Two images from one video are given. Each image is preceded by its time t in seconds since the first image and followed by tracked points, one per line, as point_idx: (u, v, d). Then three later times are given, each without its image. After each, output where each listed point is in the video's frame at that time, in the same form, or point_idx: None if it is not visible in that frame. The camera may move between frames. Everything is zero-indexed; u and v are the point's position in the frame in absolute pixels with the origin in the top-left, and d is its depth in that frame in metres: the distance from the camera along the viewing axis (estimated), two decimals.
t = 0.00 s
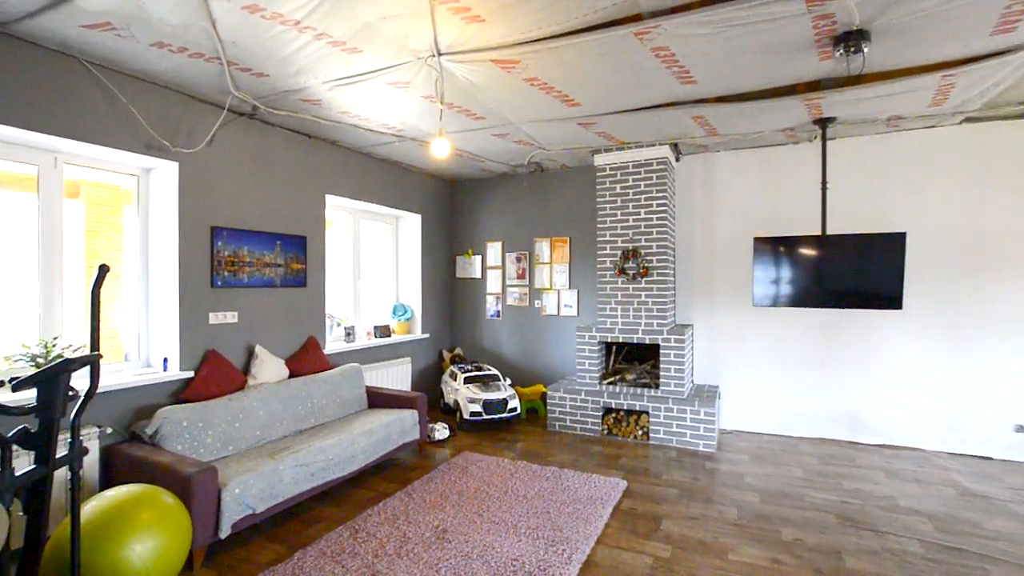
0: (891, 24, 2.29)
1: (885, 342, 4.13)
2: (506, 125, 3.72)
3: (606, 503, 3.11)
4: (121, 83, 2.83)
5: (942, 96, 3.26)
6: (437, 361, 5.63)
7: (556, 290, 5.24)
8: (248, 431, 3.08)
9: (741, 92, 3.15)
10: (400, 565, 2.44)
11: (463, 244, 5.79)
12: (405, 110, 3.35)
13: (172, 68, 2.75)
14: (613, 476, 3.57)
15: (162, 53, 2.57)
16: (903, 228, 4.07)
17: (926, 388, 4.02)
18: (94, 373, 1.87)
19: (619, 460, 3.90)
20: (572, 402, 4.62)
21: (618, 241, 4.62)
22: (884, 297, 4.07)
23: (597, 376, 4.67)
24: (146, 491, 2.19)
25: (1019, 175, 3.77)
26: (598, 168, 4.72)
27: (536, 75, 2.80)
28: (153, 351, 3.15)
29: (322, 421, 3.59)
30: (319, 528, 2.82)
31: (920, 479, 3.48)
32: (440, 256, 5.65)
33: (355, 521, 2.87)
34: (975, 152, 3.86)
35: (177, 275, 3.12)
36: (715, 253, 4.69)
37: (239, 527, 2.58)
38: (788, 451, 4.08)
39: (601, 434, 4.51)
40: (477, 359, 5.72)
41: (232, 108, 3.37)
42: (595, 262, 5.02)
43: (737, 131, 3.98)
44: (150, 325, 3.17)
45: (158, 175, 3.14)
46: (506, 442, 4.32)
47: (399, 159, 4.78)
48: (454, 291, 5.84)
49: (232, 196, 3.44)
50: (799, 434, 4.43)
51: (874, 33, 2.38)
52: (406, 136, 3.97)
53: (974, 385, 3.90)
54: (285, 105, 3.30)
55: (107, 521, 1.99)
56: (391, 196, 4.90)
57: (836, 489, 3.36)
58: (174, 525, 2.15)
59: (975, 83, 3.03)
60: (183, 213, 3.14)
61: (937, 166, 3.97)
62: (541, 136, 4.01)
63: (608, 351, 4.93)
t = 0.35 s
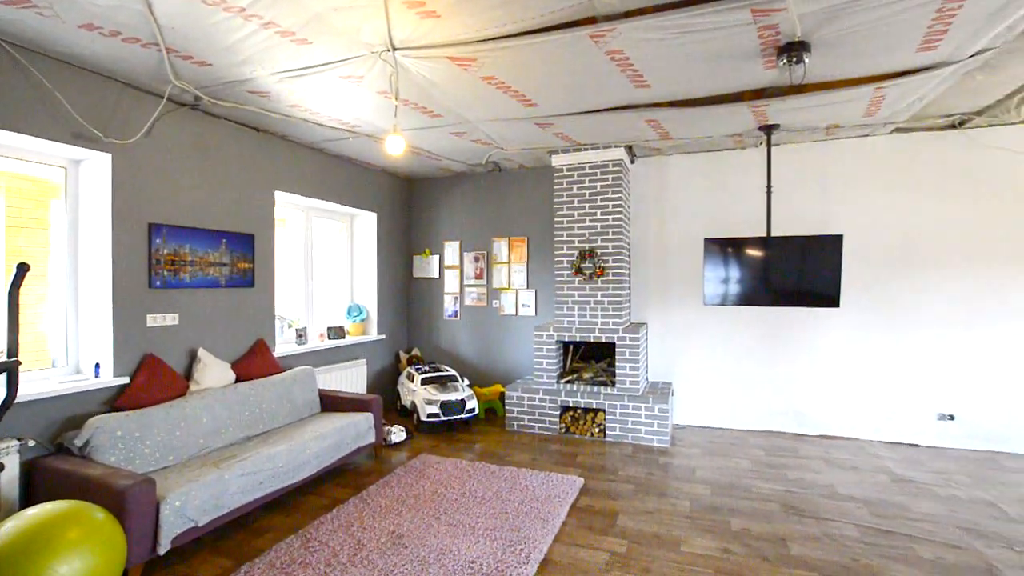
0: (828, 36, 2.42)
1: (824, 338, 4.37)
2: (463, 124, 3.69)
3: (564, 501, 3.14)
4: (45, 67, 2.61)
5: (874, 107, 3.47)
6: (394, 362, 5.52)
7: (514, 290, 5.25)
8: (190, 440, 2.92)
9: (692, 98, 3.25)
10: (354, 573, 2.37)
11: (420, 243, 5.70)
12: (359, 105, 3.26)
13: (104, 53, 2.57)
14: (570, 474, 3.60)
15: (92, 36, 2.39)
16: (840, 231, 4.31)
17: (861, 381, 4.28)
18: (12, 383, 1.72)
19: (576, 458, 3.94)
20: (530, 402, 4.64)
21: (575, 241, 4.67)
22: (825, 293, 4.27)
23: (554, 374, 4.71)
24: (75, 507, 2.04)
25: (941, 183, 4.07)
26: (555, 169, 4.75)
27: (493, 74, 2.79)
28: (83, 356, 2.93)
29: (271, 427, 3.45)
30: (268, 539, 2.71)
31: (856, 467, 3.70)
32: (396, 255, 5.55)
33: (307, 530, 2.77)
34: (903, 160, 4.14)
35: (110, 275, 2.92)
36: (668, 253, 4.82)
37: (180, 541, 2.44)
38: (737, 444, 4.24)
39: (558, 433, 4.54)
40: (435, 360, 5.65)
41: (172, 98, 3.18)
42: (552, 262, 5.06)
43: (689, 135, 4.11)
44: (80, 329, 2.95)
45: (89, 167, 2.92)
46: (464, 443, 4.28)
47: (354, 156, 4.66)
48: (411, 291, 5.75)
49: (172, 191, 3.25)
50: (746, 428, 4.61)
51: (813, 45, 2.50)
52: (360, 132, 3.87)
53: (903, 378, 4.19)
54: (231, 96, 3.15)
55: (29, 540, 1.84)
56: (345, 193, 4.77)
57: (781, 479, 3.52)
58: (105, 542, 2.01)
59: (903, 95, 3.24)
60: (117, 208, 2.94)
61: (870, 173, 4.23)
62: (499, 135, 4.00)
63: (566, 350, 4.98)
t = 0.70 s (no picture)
0: (780, 45, 2.52)
1: (776, 334, 4.55)
2: (425, 121, 3.64)
3: (528, 500, 3.15)
4: None
5: (822, 114, 3.64)
6: (354, 363, 5.40)
7: (477, 289, 5.23)
8: (135, 449, 2.76)
9: (652, 101, 3.31)
10: None
11: (381, 242, 5.60)
12: (317, 100, 3.17)
13: (37, 36, 2.40)
14: (534, 472, 3.62)
15: (21, 17, 2.22)
16: (791, 231, 4.50)
17: (810, 375, 4.48)
18: None
19: (540, 457, 3.96)
20: (494, 401, 4.62)
21: (538, 240, 4.69)
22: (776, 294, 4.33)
23: (518, 373, 4.72)
24: (5, 524, 1.89)
25: (882, 188, 4.31)
26: (519, 168, 4.76)
27: (456, 72, 2.77)
28: (14, 361, 2.73)
29: (224, 433, 3.30)
30: (221, 550, 2.59)
31: (806, 457, 3.87)
32: (357, 254, 5.43)
33: (262, 539, 2.67)
34: (848, 165, 4.36)
35: (45, 274, 2.73)
36: (630, 253, 4.90)
37: (124, 556, 2.31)
38: (695, 438, 4.36)
39: (522, 432, 4.55)
40: (397, 360, 5.56)
41: (114, 86, 3.00)
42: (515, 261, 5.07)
43: (649, 137, 4.19)
44: (10, 333, 2.75)
45: (20, 159, 2.72)
46: (427, 444, 4.23)
47: (312, 152, 4.53)
48: (372, 291, 5.63)
49: (114, 186, 3.07)
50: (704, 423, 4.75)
51: (766, 52, 2.59)
52: (319, 128, 3.76)
53: (849, 372, 4.41)
54: (179, 86, 3.00)
55: None
56: (303, 190, 4.63)
57: (736, 471, 3.65)
58: (37, 563, 1.86)
59: (848, 103, 3.41)
60: (52, 203, 2.75)
61: (818, 176, 4.43)
62: (462, 134, 3.98)
63: (529, 349, 4.99)
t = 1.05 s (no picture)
0: (739, 50, 2.59)
1: (736, 331, 4.69)
2: (390, 117, 3.58)
3: (496, 499, 3.14)
4: None
5: (778, 119, 3.77)
6: (317, 365, 5.27)
7: (444, 288, 5.19)
8: (81, 458, 2.61)
9: (617, 102, 3.36)
10: None
11: (345, 240, 5.48)
12: (277, 93, 3.07)
13: None
14: (502, 471, 3.62)
15: None
16: (749, 232, 4.65)
17: (767, 371, 4.65)
18: None
19: (508, 456, 3.96)
20: (461, 401, 4.60)
21: (505, 239, 4.69)
22: (735, 292, 4.43)
23: (485, 373, 4.70)
24: None
25: (833, 190, 4.51)
26: (486, 167, 4.75)
27: (422, 68, 2.73)
28: None
29: (179, 439, 3.16)
30: (176, 561, 2.48)
31: (764, 450, 4.01)
32: (319, 253, 5.30)
33: (220, 548, 2.57)
34: (802, 168, 4.54)
35: None
36: (596, 252, 4.96)
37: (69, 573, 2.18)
38: (659, 434, 4.45)
39: (490, 431, 4.54)
40: (362, 361, 5.46)
41: (55, 74, 2.83)
42: (483, 260, 5.06)
43: (614, 138, 4.25)
44: None
45: None
46: (393, 446, 4.17)
47: (272, 147, 4.39)
48: (336, 291, 5.51)
49: (56, 179, 2.89)
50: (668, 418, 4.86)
51: (726, 57, 2.66)
52: (279, 122, 3.64)
53: (803, 366, 4.59)
54: (128, 76, 2.85)
55: None
56: (263, 187, 4.49)
57: (698, 465, 3.75)
58: None
59: (803, 109, 3.55)
60: None
61: (775, 179, 4.60)
62: (428, 131, 3.93)
63: (496, 348, 4.98)
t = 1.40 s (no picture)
0: (702, 55, 2.65)
1: (699, 329, 4.81)
2: (354, 113, 3.50)
3: (464, 501, 3.12)
4: None
5: (738, 123, 3.89)
6: (279, 368, 5.11)
7: (411, 288, 5.12)
8: (20, 472, 2.44)
9: (583, 103, 3.38)
10: None
11: (308, 240, 5.33)
12: (235, 86, 2.96)
13: None
14: (470, 472, 3.59)
15: None
16: (711, 232, 4.78)
17: (729, 367, 4.78)
18: None
19: (476, 456, 3.94)
20: (429, 402, 4.54)
21: (473, 239, 4.66)
22: (698, 291, 4.53)
23: (453, 373, 4.66)
24: None
25: (789, 193, 4.68)
26: (453, 166, 4.70)
27: (387, 64, 2.68)
28: None
29: (130, 448, 3.00)
30: None
31: (725, 444, 4.13)
32: (280, 252, 5.13)
33: (175, 561, 2.46)
34: (760, 171, 4.70)
35: None
36: (563, 252, 5.00)
37: None
38: (626, 431, 4.52)
39: (458, 432, 4.51)
40: (326, 363, 5.32)
41: None
42: (450, 260, 5.02)
43: (580, 139, 4.29)
44: None
45: None
46: (359, 450, 4.08)
47: (229, 142, 4.22)
48: (298, 291, 5.35)
49: None
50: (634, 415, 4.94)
51: (689, 62, 2.72)
52: (237, 116, 3.51)
53: (763, 362, 4.75)
54: (72, 64, 2.69)
55: None
56: (220, 183, 4.32)
57: (663, 460, 3.82)
58: None
59: (761, 114, 3.67)
60: None
61: (735, 181, 4.74)
62: (393, 128, 3.87)
63: (464, 348, 4.95)
